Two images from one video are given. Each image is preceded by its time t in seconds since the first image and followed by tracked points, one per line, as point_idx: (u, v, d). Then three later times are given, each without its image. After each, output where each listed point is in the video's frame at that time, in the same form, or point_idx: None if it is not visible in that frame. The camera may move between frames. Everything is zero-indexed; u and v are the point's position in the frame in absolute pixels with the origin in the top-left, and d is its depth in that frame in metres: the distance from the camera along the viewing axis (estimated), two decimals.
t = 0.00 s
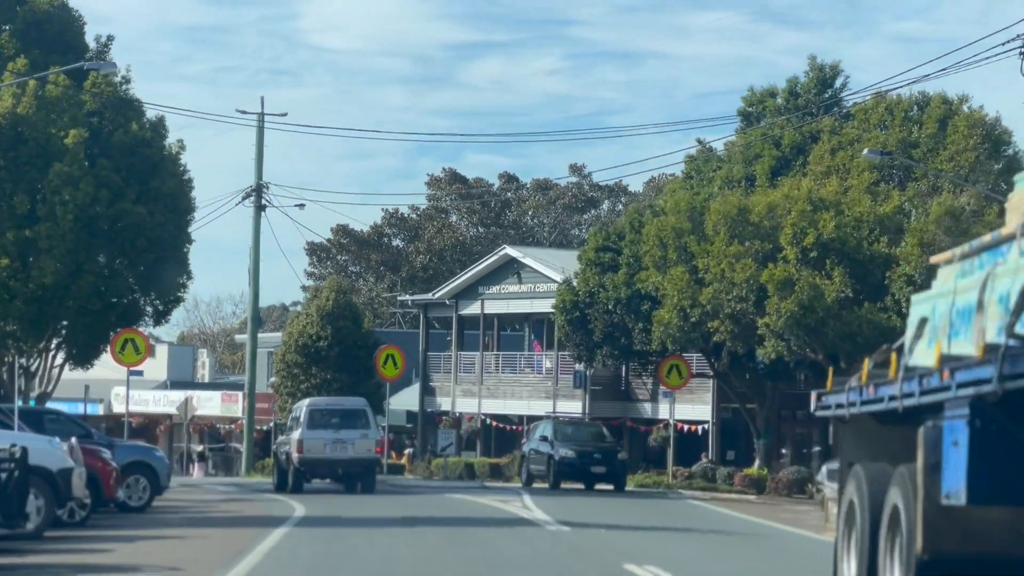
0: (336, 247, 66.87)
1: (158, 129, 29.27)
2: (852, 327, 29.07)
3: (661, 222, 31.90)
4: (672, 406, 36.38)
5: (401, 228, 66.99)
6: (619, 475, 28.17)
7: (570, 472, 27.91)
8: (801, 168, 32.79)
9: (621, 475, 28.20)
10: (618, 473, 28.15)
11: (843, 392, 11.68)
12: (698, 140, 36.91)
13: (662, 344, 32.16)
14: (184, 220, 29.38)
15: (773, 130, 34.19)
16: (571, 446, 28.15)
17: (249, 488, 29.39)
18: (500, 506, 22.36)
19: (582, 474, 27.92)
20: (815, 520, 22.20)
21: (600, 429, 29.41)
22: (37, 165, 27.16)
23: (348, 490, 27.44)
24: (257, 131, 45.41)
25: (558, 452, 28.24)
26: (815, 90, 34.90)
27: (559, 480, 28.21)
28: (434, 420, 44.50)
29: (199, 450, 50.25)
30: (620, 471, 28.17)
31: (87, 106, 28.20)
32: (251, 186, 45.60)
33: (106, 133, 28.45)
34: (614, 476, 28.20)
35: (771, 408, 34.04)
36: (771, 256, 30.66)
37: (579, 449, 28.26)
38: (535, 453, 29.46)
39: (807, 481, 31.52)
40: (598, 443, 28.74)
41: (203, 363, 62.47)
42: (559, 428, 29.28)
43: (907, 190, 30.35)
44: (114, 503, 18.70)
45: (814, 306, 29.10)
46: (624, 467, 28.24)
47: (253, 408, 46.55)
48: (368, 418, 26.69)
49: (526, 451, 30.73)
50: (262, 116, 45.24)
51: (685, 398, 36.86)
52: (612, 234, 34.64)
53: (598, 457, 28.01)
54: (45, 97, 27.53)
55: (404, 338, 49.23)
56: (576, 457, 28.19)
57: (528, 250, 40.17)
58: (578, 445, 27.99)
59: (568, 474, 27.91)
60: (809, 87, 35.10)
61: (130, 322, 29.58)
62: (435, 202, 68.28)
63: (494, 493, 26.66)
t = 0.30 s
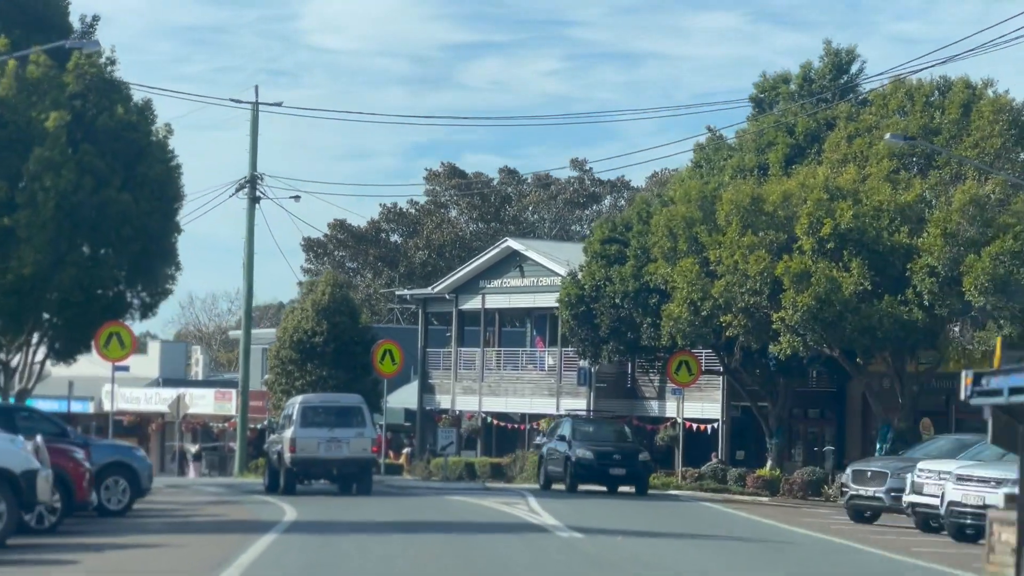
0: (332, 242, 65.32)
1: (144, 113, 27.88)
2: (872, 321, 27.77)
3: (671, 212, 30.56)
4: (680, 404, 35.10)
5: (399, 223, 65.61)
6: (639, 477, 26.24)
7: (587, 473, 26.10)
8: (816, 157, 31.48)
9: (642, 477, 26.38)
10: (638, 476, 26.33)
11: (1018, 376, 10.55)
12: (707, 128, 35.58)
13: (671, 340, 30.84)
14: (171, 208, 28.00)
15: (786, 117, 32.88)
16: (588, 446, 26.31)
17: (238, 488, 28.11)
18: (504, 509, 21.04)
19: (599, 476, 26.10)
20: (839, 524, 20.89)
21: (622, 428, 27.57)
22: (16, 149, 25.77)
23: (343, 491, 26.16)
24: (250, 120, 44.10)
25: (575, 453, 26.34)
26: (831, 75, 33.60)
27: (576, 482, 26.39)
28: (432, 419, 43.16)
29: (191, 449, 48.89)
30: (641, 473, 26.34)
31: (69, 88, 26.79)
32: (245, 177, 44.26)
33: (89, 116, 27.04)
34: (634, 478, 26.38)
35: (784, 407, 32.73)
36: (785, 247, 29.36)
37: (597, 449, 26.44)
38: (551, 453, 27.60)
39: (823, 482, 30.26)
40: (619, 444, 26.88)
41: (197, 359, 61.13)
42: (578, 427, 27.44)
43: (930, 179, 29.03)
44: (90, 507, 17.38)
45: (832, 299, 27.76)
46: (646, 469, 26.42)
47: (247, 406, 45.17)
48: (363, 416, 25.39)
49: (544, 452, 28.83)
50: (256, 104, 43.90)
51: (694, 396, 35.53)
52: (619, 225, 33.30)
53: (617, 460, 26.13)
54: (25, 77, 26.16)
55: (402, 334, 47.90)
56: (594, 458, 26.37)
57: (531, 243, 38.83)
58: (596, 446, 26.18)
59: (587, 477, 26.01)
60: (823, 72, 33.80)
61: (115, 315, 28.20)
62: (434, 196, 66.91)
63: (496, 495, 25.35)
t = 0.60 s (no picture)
0: (330, 239, 63.80)
1: (131, 97, 26.60)
2: (894, 316, 26.35)
3: (681, 202, 29.21)
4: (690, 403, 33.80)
5: (398, 219, 64.28)
6: (663, 482, 23.84)
7: (605, 477, 23.70)
8: (834, 145, 30.18)
9: (667, 482, 23.94)
10: (662, 480, 23.89)
11: None
12: (719, 116, 34.27)
13: (682, 336, 29.52)
14: (160, 196, 26.66)
15: (802, 103, 31.58)
16: (609, 447, 23.98)
17: (228, 492, 26.78)
18: (510, 514, 19.73)
19: (618, 480, 23.68)
20: (869, 531, 19.56)
21: (647, 427, 25.13)
22: None
23: (338, 494, 24.87)
24: (245, 110, 42.76)
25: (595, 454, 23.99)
26: (847, 61, 32.32)
27: (595, 487, 24.00)
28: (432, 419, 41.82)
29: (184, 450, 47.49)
30: (665, 478, 23.89)
31: (51, 70, 25.53)
32: (239, 169, 42.93)
33: (72, 101, 25.80)
34: (658, 483, 23.92)
35: (799, 406, 31.41)
36: (802, 239, 28.01)
37: (619, 450, 24.10)
38: (570, 455, 25.20)
39: (842, 484, 28.95)
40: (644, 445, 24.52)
41: (190, 358, 59.75)
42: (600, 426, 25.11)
43: (953, 168, 27.69)
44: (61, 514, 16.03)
45: (852, 293, 26.38)
46: (671, 473, 23.97)
47: (241, 406, 43.79)
48: (359, 414, 24.06)
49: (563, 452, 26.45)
50: (251, 94, 42.56)
51: (704, 394, 34.20)
52: (627, 216, 31.97)
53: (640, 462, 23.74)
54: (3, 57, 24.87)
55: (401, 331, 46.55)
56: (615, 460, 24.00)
57: (535, 235, 37.50)
58: (616, 447, 23.76)
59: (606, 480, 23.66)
60: (840, 58, 32.51)
61: (100, 309, 26.85)
62: (434, 192, 65.54)
63: (501, 498, 24.05)
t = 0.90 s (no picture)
0: (327, 234, 62.46)
1: (115, 77, 25.29)
2: (918, 310, 24.99)
3: (693, 190, 27.91)
4: (699, 401, 32.48)
5: (396, 214, 62.97)
6: (687, 483, 22.30)
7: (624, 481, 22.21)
8: (851, 131, 28.90)
9: (690, 485, 22.44)
10: (685, 483, 22.38)
11: None
12: (729, 102, 32.99)
13: (694, 332, 28.22)
14: (147, 182, 25.35)
15: (816, 88, 30.28)
16: (628, 448, 22.44)
17: (217, 493, 25.49)
18: (515, 518, 18.44)
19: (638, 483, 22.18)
20: (899, 537, 18.26)
21: (668, 426, 23.58)
22: None
23: (332, 496, 23.57)
24: (238, 98, 41.46)
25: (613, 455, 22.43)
26: (864, 44, 31.05)
27: (614, 490, 22.51)
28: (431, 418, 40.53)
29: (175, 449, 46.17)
30: (689, 480, 22.39)
31: (31, 50, 24.19)
32: (231, 160, 41.60)
33: (52, 82, 24.49)
34: (681, 487, 22.42)
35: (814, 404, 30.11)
36: (821, 229, 26.69)
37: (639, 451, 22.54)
38: (588, 455, 23.69)
39: (860, 485, 27.67)
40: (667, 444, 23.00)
41: (184, 355, 58.42)
42: (619, 425, 23.56)
43: (979, 154, 26.37)
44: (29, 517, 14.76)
45: (874, 285, 25.04)
46: (694, 475, 22.47)
47: (233, 403, 42.47)
48: (354, 412, 22.80)
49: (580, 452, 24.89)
50: (244, 81, 41.26)
51: (713, 392, 32.91)
52: (635, 206, 30.68)
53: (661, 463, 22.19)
54: None
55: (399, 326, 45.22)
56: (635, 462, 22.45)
57: (538, 226, 36.22)
58: (635, 448, 22.25)
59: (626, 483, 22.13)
60: (857, 41, 31.23)
61: (82, 300, 25.61)
62: (432, 187, 64.23)
63: (505, 500, 22.75)
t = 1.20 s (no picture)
0: (324, 229, 61.15)
1: (98, 56, 24.00)
2: (945, 303, 23.68)
3: (706, 177, 26.63)
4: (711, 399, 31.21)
5: (394, 209, 61.68)
6: (714, 489, 20.65)
7: (647, 484, 20.60)
8: (870, 116, 27.62)
9: (719, 490, 20.78)
10: (713, 488, 20.73)
11: None
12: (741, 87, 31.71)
13: (708, 326, 26.93)
14: (133, 165, 24.08)
15: (834, 71, 29.00)
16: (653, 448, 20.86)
17: (206, 495, 24.22)
18: (522, 523, 17.18)
19: (662, 487, 20.56)
20: (936, 545, 16.99)
21: (698, 424, 22.10)
22: None
23: (326, 498, 22.30)
24: (232, 86, 40.17)
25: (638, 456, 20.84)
26: (883, 25, 29.75)
27: (636, 494, 20.88)
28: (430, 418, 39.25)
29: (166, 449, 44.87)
30: (718, 485, 20.74)
31: (10, 26, 22.90)
32: (225, 150, 40.32)
33: (32, 60, 23.24)
34: (709, 491, 20.77)
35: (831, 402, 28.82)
36: (842, 218, 25.39)
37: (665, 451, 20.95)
38: (610, 455, 22.07)
39: (881, 488, 26.36)
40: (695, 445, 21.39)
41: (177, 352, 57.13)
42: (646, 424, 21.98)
43: (1008, 139, 25.05)
44: None
45: (898, 276, 23.73)
46: (723, 480, 20.81)
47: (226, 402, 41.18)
48: (351, 410, 21.51)
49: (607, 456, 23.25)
50: (237, 68, 39.97)
51: (725, 390, 31.64)
52: (644, 195, 29.42)
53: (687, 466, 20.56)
54: None
55: (398, 322, 43.93)
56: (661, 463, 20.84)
57: (541, 217, 34.94)
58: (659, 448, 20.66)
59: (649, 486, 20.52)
60: (876, 22, 29.92)
61: (65, 291, 24.36)
62: (432, 181, 62.95)
63: (509, 503, 21.49)
